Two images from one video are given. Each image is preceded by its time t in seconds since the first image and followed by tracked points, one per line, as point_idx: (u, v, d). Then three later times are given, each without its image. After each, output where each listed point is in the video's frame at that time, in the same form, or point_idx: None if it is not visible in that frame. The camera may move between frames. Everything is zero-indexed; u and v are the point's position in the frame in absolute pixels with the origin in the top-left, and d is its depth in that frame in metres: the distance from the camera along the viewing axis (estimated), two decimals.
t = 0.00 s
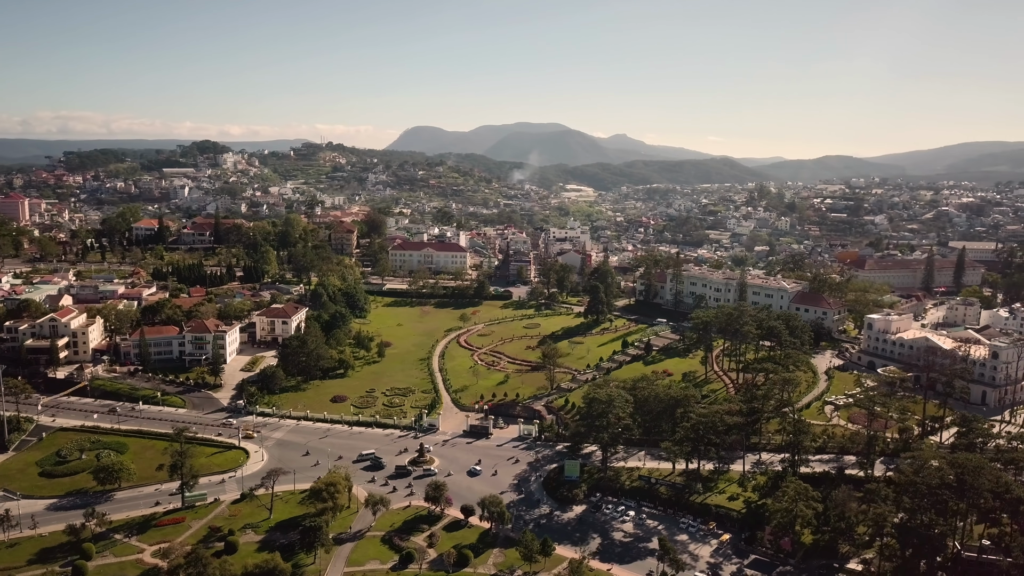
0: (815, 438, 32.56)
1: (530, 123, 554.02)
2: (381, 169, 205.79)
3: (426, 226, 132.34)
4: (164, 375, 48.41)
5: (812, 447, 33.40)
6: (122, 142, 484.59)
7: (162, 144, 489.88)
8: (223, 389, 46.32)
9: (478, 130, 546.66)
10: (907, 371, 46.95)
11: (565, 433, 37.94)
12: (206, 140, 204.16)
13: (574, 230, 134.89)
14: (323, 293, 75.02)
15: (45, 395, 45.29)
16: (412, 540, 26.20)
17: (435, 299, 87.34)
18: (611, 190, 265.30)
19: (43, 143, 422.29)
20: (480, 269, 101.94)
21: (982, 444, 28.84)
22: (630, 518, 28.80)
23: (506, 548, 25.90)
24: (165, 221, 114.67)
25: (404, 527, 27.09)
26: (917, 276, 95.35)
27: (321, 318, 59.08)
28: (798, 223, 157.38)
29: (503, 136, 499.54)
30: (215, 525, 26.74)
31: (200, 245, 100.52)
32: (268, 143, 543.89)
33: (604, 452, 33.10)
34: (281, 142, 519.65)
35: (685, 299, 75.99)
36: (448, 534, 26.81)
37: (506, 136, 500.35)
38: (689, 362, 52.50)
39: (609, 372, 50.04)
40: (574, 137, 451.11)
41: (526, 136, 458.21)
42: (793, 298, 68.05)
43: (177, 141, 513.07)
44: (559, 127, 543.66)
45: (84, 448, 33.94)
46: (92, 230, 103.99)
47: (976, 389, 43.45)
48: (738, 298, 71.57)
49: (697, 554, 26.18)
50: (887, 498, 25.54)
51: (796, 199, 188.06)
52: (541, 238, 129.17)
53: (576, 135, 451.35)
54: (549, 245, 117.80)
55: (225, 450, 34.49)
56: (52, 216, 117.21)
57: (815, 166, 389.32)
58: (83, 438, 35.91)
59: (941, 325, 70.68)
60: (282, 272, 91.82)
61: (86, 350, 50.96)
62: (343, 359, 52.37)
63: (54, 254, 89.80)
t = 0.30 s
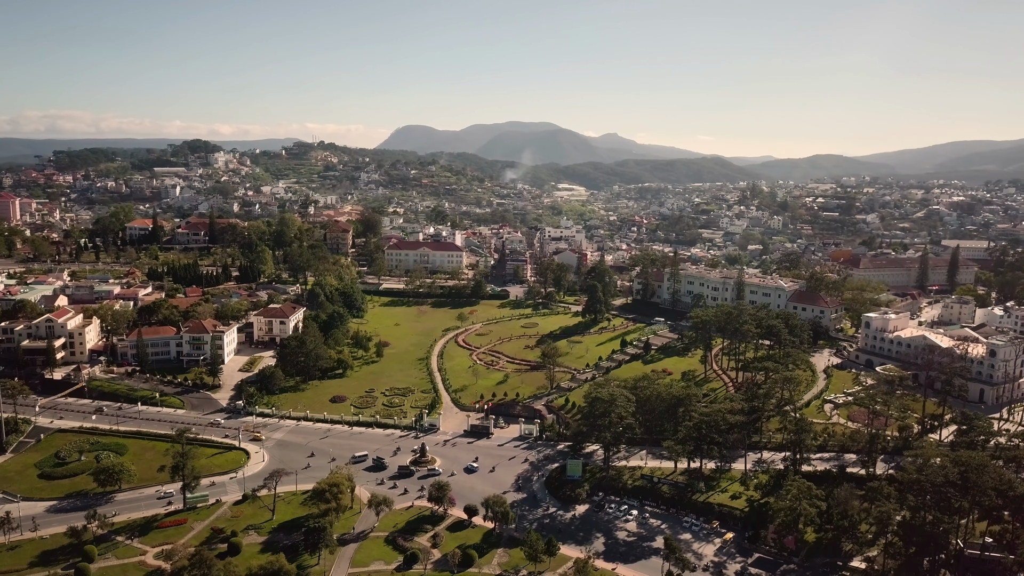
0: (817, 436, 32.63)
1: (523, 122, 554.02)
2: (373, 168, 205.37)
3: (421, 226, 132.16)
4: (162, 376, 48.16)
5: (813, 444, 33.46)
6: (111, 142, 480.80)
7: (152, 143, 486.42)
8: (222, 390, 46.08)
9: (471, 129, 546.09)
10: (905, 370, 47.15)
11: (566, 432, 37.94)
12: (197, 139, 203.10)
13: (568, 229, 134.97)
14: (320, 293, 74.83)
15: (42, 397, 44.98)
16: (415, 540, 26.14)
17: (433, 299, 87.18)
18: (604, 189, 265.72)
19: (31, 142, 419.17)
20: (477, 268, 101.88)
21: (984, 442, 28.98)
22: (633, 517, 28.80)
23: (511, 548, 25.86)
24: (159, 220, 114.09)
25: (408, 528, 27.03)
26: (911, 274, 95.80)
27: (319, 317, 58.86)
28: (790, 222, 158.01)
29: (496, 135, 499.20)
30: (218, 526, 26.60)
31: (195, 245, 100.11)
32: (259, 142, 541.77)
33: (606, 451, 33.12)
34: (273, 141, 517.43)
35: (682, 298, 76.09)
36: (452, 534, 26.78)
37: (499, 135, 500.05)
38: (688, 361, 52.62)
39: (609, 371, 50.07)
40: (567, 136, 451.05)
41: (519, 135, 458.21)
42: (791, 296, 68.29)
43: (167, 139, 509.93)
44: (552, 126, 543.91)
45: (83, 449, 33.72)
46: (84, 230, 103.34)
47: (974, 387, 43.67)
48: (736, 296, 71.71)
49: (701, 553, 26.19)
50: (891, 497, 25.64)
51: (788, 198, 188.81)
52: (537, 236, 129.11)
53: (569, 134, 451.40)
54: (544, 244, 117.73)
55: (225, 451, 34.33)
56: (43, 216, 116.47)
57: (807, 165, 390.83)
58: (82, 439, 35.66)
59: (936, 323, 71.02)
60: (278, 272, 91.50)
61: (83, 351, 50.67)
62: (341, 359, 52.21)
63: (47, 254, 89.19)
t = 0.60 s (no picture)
0: (818, 434, 32.70)
1: (515, 121, 553.92)
2: (364, 167, 204.85)
3: (415, 225, 131.85)
4: (160, 377, 47.88)
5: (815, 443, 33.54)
6: (99, 142, 476.53)
7: (141, 143, 482.67)
8: (220, 391, 45.85)
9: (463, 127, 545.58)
10: (902, 368, 47.31)
11: (568, 432, 37.96)
12: (187, 138, 201.94)
13: (562, 228, 134.96)
14: (317, 293, 74.51)
15: (39, 398, 44.63)
16: (419, 540, 26.08)
17: (429, 298, 87.02)
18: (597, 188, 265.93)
19: (19, 141, 415.80)
20: (473, 268, 101.72)
21: (985, 439, 29.08)
22: (637, 516, 28.79)
23: (515, 548, 25.84)
24: (152, 220, 113.44)
25: (411, 528, 26.94)
26: (905, 273, 96.20)
27: (317, 317, 58.68)
28: (781, 221, 158.72)
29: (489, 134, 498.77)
30: (220, 528, 26.45)
31: (189, 245, 99.61)
32: (249, 141, 539.54)
33: (609, 451, 33.15)
34: (263, 140, 514.72)
35: (679, 297, 76.23)
36: (456, 534, 26.72)
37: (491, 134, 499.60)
38: (687, 360, 52.73)
39: (608, 371, 50.09)
40: (559, 135, 451.38)
41: (511, 134, 458.05)
42: (787, 295, 68.47)
43: (156, 138, 505.93)
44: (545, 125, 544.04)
45: (82, 451, 33.46)
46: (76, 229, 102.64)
47: (972, 385, 43.85)
48: (733, 295, 71.83)
49: (705, 552, 26.18)
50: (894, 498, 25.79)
51: (779, 196, 189.50)
52: (531, 235, 129.02)
53: (561, 134, 451.58)
54: (539, 243, 117.75)
55: (225, 452, 34.14)
56: (33, 216, 115.63)
57: (798, 163, 392.30)
58: (80, 441, 35.39)
59: (931, 321, 71.31)
60: (273, 271, 91.13)
61: (79, 352, 50.33)
62: (340, 360, 52.05)
63: (40, 254, 88.53)
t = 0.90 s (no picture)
0: (819, 433, 32.80)
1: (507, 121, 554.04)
2: (354, 167, 204.33)
3: (409, 224, 131.63)
4: (157, 378, 47.60)
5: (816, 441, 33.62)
6: (77, 140, 473.60)
7: (121, 141, 480.34)
8: (218, 392, 45.64)
9: (455, 127, 544.80)
10: (900, 366, 47.53)
11: (569, 431, 37.99)
12: (176, 138, 200.71)
13: (557, 228, 135.02)
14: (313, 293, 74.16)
15: (35, 400, 44.30)
16: (423, 541, 26.02)
17: (425, 298, 86.89)
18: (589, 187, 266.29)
19: (5, 140, 412.16)
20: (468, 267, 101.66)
21: (986, 437, 29.18)
22: (640, 515, 28.81)
23: (519, 548, 25.80)
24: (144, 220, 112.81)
25: (415, 529, 26.88)
26: (898, 271, 96.70)
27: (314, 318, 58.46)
28: (773, 220, 159.32)
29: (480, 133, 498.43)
30: (222, 530, 26.33)
31: (183, 245, 99.12)
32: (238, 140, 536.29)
33: (611, 450, 33.17)
34: (252, 139, 511.36)
35: (676, 296, 76.41)
36: (460, 535, 26.67)
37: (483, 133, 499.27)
38: (685, 360, 52.85)
39: (607, 370, 50.13)
40: (550, 135, 451.19)
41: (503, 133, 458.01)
42: (784, 294, 68.73)
43: (144, 138, 502.15)
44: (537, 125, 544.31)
45: (80, 453, 33.23)
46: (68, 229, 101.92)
47: (969, 383, 44.05)
48: (730, 294, 72.00)
49: (709, 550, 26.18)
50: (897, 497, 25.87)
51: (769, 195, 190.37)
52: (526, 235, 129.02)
53: (551, 134, 451.71)
54: (534, 243, 117.70)
55: (225, 454, 33.95)
56: (22, 216, 114.75)
57: (788, 162, 394.11)
58: (79, 443, 35.14)
59: (926, 320, 71.68)
60: (269, 271, 90.79)
61: (75, 353, 50.00)
62: (338, 360, 51.88)
63: (31, 255, 87.88)
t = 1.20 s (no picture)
0: (820, 431, 32.93)
1: (498, 121, 554.09)
2: (344, 166, 203.79)
3: (403, 224, 131.40)
4: (153, 379, 47.30)
5: (816, 439, 33.75)
6: (64, 139, 470.04)
7: (109, 141, 477.44)
8: (216, 393, 45.38)
9: (446, 126, 544.02)
10: (897, 364, 47.72)
11: (569, 431, 38.00)
12: (165, 137, 199.41)
13: (550, 227, 135.10)
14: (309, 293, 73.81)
15: (30, 401, 43.93)
16: (426, 542, 25.97)
17: (421, 298, 86.71)
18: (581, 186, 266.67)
19: None
20: (464, 267, 101.60)
21: (987, 435, 29.40)
22: (642, 514, 28.83)
23: (523, 548, 25.78)
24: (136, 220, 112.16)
25: (418, 530, 26.80)
26: (890, 270, 97.20)
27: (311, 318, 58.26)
28: (763, 219, 159.94)
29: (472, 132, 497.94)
30: (224, 532, 26.19)
31: (175, 245, 98.63)
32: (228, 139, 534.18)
33: (612, 450, 33.19)
34: (242, 138, 508.44)
35: (672, 296, 76.62)
36: (463, 535, 26.63)
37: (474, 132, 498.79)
38: (684, 359, 52.98)
39: (605, 369, 50.18)
40: (540, 135, 451.51)
41: (494, 132, 457.84)
42: (780, 293, 69.00)
43: (123, 138, 497.10)
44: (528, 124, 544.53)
45: (78, 456, 32.98)
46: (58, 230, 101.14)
47: (966, 381, 44.24)
48: (726, 293, 72.20)
49: (712, 549, 26.19)
50: (900, 495, 25.90)
51: (760, 195, 191.13)
52: (519, 234, 129.04)
53: (542, 133, 452.22)
54: (528, 242, 117.70)
55: (225, 455, 33.77)
56: (11, 216, 113.83)
57: (779, 161, 395.74)
58: (76, 445, 34.87)
59: (919, 318, 72.05)
60: (263, 271, 90.43)
61: (70, 354, 49.65)
62: (336, 360, 51.70)
63: (23, 255, 87.23)
